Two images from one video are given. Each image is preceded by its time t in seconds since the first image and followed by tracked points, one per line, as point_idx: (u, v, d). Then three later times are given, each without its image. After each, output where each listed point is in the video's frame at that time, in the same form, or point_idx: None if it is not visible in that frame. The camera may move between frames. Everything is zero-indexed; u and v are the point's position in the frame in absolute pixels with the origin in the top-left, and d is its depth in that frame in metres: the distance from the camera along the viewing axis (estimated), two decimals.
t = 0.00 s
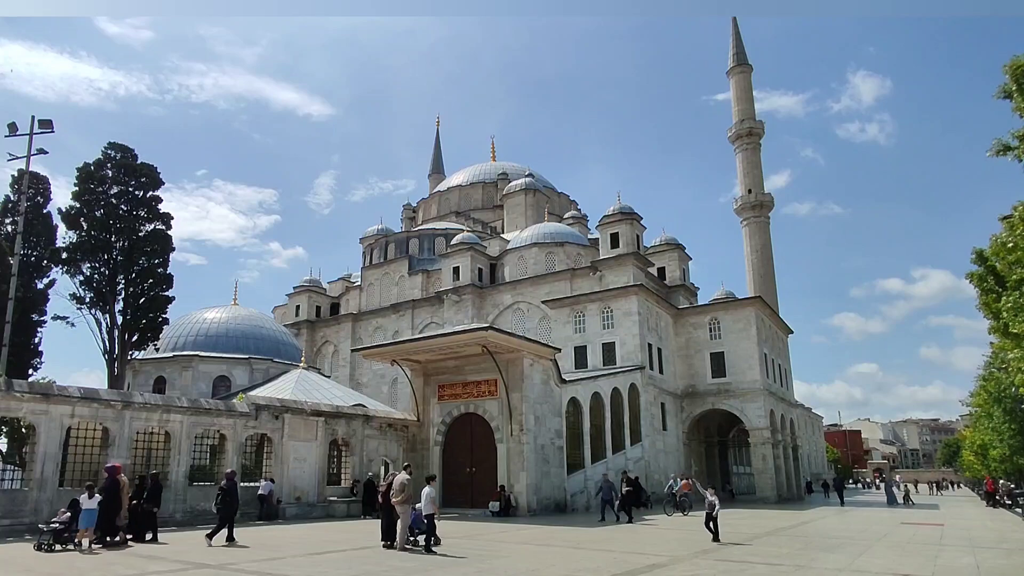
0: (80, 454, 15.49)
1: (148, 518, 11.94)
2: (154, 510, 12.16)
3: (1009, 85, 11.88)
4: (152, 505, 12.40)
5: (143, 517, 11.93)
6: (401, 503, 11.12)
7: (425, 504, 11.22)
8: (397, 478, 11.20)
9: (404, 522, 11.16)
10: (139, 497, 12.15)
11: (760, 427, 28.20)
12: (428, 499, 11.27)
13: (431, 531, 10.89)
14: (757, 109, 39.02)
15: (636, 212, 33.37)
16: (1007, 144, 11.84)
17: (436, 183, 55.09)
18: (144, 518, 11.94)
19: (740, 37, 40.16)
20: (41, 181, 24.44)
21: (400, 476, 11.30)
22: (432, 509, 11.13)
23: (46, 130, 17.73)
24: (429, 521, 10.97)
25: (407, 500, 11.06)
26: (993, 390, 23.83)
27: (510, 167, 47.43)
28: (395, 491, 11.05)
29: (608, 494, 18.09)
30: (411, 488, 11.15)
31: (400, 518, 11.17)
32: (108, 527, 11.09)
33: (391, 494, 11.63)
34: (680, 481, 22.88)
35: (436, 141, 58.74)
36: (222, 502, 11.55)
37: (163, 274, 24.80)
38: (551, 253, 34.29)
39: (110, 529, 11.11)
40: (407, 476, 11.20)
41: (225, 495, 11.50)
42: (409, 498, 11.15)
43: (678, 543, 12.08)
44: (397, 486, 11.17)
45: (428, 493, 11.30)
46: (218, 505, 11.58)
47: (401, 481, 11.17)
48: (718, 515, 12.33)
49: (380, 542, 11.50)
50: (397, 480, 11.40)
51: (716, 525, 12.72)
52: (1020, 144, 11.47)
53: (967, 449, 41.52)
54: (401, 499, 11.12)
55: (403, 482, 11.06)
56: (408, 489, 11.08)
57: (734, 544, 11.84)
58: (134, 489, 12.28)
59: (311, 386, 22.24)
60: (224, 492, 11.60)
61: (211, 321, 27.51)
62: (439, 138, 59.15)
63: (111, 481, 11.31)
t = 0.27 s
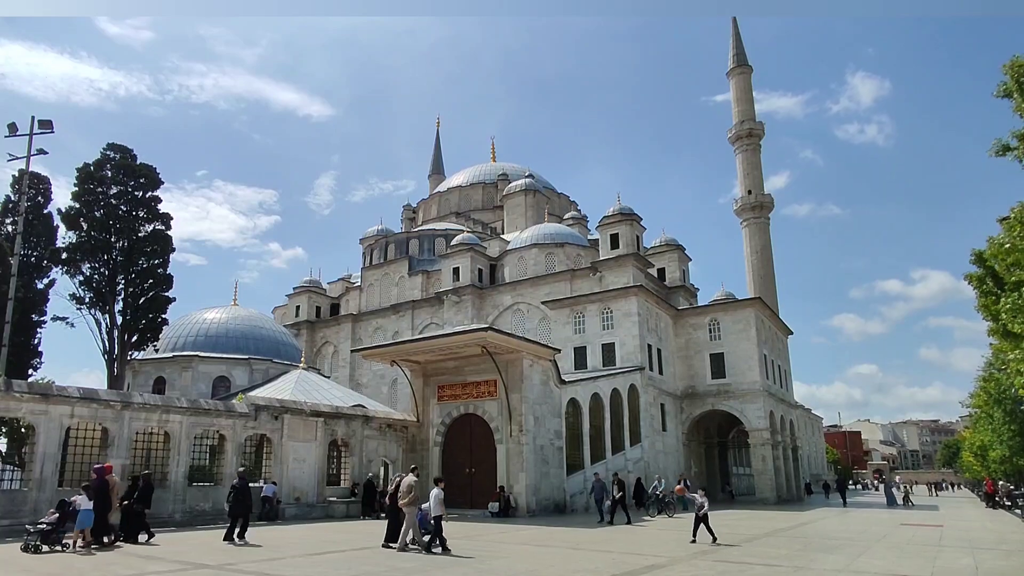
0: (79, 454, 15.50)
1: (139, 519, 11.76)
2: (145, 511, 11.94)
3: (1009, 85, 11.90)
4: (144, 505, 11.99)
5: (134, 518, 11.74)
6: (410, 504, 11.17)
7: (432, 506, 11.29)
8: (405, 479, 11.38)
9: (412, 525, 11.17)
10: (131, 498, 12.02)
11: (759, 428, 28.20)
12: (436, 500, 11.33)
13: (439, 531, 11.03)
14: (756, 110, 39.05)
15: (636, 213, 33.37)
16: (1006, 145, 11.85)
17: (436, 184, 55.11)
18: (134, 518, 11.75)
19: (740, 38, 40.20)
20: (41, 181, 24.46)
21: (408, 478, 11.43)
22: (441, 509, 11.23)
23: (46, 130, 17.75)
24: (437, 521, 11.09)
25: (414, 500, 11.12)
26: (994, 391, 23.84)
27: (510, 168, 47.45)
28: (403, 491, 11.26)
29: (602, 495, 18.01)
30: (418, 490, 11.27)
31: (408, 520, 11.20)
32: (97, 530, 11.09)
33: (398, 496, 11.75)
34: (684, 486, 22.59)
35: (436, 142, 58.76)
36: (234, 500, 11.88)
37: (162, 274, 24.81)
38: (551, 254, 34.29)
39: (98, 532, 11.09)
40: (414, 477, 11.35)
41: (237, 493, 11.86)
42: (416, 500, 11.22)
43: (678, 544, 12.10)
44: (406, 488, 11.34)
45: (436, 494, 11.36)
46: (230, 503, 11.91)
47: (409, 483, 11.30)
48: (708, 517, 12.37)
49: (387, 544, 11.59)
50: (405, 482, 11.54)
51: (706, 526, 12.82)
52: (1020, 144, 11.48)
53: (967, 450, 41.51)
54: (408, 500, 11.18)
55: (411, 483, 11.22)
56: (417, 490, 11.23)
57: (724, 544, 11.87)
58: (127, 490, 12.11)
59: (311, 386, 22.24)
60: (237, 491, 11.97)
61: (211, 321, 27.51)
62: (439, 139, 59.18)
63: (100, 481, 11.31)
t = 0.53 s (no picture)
0: (78, 455, 15.49)
1: (128, 519, 11.75)
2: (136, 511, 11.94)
3: (1006, 86, 11.92)
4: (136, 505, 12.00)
5: (122, 518, 11.72)
6: (417, 504, 11.48)
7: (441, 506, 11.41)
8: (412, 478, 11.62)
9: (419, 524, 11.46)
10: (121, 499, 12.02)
11: (758, 429, 28.20)
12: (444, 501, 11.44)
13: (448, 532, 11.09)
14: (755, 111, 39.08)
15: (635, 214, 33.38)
16: (1005, 146, 11.86)
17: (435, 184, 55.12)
18: (122, 518, 11.74)
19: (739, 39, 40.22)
20: (40, 181, 24.46)
21: (416, 478, 11.66)
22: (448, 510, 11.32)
23: (45, 130, 17.74)
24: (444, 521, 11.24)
25: (422, 501, 11.43)
26: (992, 393, 23.96)
27: (510, 169, 47.47)
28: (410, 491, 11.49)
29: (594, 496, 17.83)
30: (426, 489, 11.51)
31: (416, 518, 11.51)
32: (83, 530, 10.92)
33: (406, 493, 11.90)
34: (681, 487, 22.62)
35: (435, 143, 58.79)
36: (249, 502, 11.94)
37: (161, 275, 24.81)
38: (550, 255, 34.30)
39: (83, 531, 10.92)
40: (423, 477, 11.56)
41: (252, 495, 11.92)
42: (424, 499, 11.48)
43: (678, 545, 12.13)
44: (413, 487, 11.57)
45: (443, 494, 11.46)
46: (245, 505, 11.97)
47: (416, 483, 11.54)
48: (699, 517, 12.45)
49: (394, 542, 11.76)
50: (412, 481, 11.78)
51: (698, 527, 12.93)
52: (1019, 145, 11.49)
53: (966, 452, 41.60)
54: (416, 500, 11.49)
55: (419, 482, 11.47)
56: (424, 491, 11.47)
57: (717, 545, 11.94)
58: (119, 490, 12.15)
59: (310, 387, 22.23)
60: (251, 493, 12.02)
61: (210, 322, 27.50)
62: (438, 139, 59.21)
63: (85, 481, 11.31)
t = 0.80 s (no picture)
0: (75, 456, 15.47)
1: (117, 521, 11.75)
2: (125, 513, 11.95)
3: (1003, 87, 11.94)
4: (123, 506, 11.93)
5: (113, 520, 11.73)
6: (422, 504, 11.40)
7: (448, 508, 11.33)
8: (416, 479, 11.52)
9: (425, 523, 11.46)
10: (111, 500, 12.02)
11: (756, 430, 28.22)
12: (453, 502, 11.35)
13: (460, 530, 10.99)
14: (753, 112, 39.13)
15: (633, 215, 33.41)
16: (1002, 147, 11.89)
17: (434, 185, 55.14)
18: (112, 521, 11.74)
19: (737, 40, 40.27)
20: (38, 181, 24.44)
21: (420, 478, 11.58)
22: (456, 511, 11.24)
23: (42, 130, 17.72)
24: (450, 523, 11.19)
25: (427, 501, 11.37)
26: (989, 393, 24.08)
27: (508, 169, 47.50)
28: (416, 491, 11.39)
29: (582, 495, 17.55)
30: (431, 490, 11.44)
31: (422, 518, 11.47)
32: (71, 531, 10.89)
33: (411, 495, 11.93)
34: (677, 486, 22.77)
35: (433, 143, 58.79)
36: (261, 502, 12.06)
37: (159, 275, 24.78)
38: (548, 255, 34.32)
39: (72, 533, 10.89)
40: (428, 477, 11.48)
41: (263, 495, 12.03)
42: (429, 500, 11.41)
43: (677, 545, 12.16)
44: (418, 488, 11.51)
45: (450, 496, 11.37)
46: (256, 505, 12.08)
47: (420, 484, 11.45)
48: (694, 517, 12.49)
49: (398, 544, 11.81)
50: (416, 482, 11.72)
51: (694, 527, 12.94)
52: (1016, 146, 11.52)
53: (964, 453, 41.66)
54: (421, 500, 11.42)
55: (425, 482, 11.43)
56: (430, 491, 11.43)
57: (713, 545, 11.97)
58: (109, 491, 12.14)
59: (308, 387, 22.22)
60: (262, 492, 12.15)
61: (208, 322, 27.47)
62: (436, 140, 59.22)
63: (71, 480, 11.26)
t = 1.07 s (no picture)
0: (72, 457, 15.43)
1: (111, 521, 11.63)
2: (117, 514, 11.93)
3: (999, 88, 11.95)
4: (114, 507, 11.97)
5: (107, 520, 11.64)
6: (428, 505, 11.37)
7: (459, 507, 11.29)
8: (423, 479, 11.43)
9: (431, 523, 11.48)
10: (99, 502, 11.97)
11: (754, 429, 28.27)
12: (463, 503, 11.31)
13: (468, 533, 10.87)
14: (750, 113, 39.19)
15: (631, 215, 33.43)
16: (998, 147, 11.92)
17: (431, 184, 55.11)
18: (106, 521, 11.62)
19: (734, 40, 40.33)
20: (34, 181, 24.38)
21: (428, 477, 11.48)
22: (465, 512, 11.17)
23: (39, 130, 17.67)
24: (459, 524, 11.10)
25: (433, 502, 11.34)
26: (986, 392, 24.17)
27: (505, 169, 47.51)
28: (423, 492, 11.29)
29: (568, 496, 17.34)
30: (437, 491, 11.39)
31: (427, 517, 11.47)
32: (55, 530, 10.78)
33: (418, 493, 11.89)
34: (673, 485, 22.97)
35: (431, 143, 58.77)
36: (273, 503, 12.16)
37: (156, 275, 24.74)
38: (546, 255, 34.33)
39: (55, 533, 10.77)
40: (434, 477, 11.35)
41: (276, 496, 12.12)
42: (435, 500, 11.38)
43: (675, 544, 12.19)
44: (425, 488, 11.39)
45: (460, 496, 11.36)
46: (269, 505, 12.18)
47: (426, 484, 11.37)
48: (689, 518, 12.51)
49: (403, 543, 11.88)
50: (423, 480, 11.61)
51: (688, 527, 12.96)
52: (1013, 146, 11.55)
53: (960, 452, 41.77)
54: (428, 500, 11.40)
55: (431, 483, 11.26)
56: (436, 492, 11.31)
57: (709, 544, 11.98)
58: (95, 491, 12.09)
59: (306, 387, 22.20)
60: (275, 494, 12.22)
61: (205, 322, 27.43)
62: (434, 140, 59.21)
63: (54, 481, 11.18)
